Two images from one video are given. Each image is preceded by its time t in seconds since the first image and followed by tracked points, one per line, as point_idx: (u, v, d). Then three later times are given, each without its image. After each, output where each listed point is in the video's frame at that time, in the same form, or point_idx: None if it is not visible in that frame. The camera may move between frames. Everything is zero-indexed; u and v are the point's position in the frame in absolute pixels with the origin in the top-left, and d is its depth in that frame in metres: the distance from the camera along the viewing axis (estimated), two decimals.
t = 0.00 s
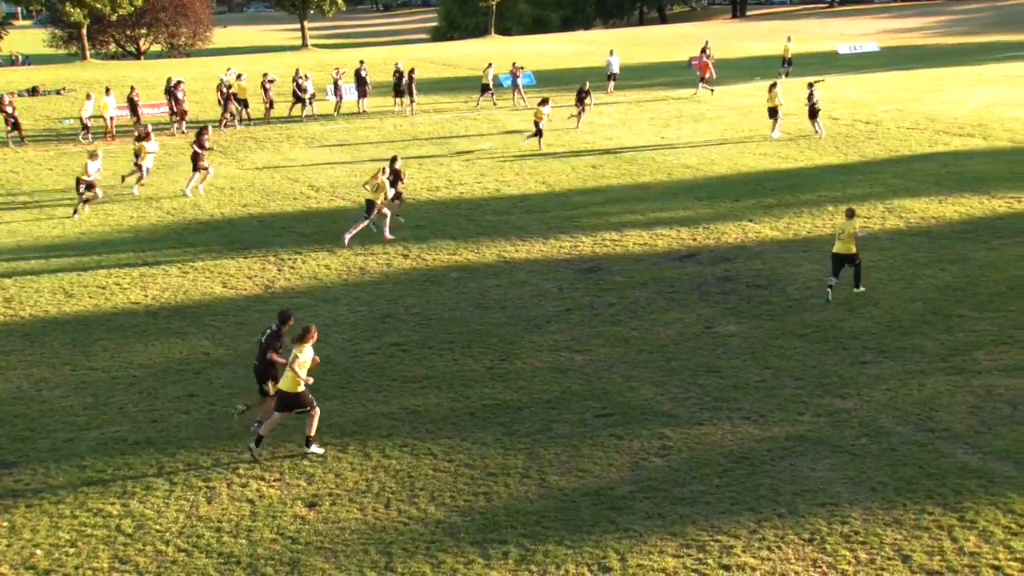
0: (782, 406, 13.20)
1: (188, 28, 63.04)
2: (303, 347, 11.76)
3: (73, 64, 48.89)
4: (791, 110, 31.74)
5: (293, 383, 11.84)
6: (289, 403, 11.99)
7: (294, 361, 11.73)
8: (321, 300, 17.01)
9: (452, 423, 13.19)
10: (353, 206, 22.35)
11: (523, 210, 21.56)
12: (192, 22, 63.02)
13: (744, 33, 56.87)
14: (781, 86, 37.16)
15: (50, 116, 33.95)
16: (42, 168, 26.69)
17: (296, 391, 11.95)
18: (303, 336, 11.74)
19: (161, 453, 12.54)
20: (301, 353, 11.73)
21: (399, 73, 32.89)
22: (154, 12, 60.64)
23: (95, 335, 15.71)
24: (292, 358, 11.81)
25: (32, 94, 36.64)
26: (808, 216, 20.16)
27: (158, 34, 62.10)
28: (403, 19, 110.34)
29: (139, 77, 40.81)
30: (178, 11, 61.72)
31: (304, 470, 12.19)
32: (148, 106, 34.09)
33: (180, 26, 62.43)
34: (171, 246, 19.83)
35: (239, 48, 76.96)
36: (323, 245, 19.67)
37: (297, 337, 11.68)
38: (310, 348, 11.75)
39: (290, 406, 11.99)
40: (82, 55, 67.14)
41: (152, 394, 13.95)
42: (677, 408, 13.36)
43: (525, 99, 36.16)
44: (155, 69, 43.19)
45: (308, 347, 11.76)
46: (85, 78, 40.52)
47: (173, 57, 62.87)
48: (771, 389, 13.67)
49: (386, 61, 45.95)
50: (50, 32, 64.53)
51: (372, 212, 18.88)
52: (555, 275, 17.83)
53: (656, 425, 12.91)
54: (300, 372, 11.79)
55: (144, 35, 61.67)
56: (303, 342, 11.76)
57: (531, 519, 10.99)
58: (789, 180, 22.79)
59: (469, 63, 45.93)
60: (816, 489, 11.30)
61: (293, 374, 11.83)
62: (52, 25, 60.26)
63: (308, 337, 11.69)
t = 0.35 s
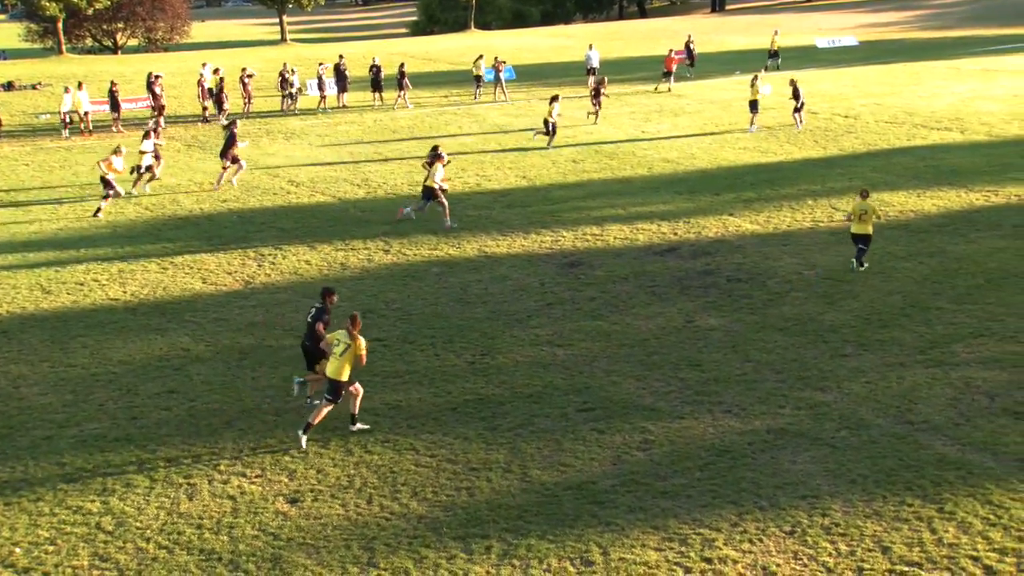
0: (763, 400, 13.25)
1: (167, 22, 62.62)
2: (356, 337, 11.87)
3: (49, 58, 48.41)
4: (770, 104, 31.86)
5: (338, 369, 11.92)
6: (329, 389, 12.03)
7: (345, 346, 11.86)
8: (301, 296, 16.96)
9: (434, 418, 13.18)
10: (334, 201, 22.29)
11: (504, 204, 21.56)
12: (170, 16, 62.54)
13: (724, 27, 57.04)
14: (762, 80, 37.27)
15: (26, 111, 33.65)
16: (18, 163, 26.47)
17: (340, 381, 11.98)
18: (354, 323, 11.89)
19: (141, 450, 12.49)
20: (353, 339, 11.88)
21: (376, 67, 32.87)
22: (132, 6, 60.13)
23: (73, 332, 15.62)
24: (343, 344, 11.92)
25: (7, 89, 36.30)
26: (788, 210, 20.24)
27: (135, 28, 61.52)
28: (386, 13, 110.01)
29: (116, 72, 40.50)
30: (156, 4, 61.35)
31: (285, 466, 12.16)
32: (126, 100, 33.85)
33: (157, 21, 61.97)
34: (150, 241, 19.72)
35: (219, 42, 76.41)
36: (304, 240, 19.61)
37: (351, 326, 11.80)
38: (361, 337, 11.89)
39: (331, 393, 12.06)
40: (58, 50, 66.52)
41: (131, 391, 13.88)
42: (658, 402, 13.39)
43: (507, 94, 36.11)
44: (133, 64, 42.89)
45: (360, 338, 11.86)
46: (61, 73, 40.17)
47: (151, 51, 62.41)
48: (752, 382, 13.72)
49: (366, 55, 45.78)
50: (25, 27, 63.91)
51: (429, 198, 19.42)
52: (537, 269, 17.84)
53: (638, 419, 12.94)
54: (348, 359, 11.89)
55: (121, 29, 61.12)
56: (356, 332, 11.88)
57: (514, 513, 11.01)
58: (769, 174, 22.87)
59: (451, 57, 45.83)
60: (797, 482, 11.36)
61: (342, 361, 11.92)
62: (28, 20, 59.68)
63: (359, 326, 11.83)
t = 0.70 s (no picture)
0: (758, 394, 13.27)
1: (161, 17, 62.50)
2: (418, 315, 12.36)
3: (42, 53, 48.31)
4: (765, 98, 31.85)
5: (406, 348, 12.50)
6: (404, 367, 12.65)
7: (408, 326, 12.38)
8: (296, 291, 16.93)
9: (429, 413, 13.18)
10: (328, 196, 22.25)
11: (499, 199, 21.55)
12: (163, 10, 62.41)
13: (720, 22, 57.04)
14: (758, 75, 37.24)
15: (19, 106, 33.55)
16: (11, 158, 26.40)
17: (410, 357, 12.56)
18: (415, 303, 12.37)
19: (136, 445, 12.48)
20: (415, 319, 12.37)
21: (369, 62, 32.80)
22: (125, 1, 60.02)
23: (68, 327, 15.60)
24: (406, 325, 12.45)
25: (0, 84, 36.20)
26: (783, 205, 20.25)
27: (129, 22, 61.57)
28: (381, 8, 109.85)
29: (110, 67, 40.40)
30: None
31: (280, 461, 12.15)
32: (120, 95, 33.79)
33: (150, 16, 61.88)
34: (143, 237, 19.68)
35: (213, 37, 76.25)
36: (298, 235, 19.58)
37: (411, 307, 12.26)
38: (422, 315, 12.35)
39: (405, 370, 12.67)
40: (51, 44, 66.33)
41: (126, 386, 13.87)
42: (652, 397, 13.40)
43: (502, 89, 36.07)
44: (126, 59, 42.79)
45: (421, 316, 12.34)
46: (54, 67, 40.05)
47: (145, 46, 62.31)
48: (747, 376, 13.73)
49: (360, 50, 45.70)
50: (18, 22, 63.74)
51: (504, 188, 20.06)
52: (532, 264, 17.83)
53: (632, 414, 12.94)
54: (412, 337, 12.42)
55: (115, 24, 60.99)
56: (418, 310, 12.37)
57: (508, 508, 11.02)
58: (763, 169, 22.87)
59: (446, 52, 45.79)
60: (791, 476, 11.37)
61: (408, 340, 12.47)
62: (21, 15, 59.53)
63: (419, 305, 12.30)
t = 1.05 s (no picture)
0: (741, 392, 13.30)
1: (141, 15, 62.27)
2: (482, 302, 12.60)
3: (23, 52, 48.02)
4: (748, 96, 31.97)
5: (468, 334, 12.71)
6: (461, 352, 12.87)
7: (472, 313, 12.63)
8: (278, 291, 16.88)
9: (413, 413, 13.15)
10: (310, 195, 22.20)
11: (482, 198, 21.55)
12: (144, 8, 62.17)
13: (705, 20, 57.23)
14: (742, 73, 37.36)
15: None
16: None
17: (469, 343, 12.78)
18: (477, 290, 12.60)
19: (118, 447, 12.41)
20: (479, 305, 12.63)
21: (352, 60, 32.72)
22: None
23: (49, 328, 15.50)
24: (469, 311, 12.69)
25: None
26: (765, 203, 20.32)
27: (111, 21, 61.19)
28: (366, 7, 109.71)
29: (90, 66, 40.20)
30: None
31: (263, 461, 12.10)
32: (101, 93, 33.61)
33: (131, 14, 61.69)
34: (124, 236, 19.58)
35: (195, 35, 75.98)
36: (281, 235, 19.52)
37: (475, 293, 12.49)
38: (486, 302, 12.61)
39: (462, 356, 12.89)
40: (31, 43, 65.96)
41: (107, 387, 13.80)
42: (636, 395, 13.42)
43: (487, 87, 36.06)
44: (107, 58, 42.58)
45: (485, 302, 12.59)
46: (34, 66, 39.81)
47: (125, 44, 62.09)
48: (730, 374, 13.76)
49: (344, 49, 45.61)
50: None
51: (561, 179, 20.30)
52: (515, 263, 17.83)
53: (616, 412, 12.96)
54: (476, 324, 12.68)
55: (95, 22, 60.72)
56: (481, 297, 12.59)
57: (493, 507, 11.01)
58: (745, 167, 22.94)
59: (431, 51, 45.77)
60: (775, 473, 11.41)
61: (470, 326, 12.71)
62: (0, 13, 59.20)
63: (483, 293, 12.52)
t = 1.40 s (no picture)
0: (703, 390, 13.37)
1: (97, 15, 61.53)
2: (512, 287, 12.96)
3: None
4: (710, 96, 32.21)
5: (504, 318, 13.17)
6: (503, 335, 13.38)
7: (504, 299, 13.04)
8: (239, 293, 16.75)
9: (376, 414, 13.10)
10: (271, 196, 22.06)
11: (444, 198, 21.52)
12: (100, 9, 61.43)
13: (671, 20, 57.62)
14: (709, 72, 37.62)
15: None
16: None
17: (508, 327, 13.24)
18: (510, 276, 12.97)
19: (76, 452, 12.24)
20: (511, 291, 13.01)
21: (313, 60, 32.55)
22: None
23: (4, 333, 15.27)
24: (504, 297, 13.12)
25: None
26: (726, 201, 20.47)
27: (64, 21, 60.56)
28: (332, 6, 109.27)
29: (46, 67, 39.64)
30: None
31: (225, 465, 11.99)
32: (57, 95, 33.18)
33: (86, 15, 60.95)
34: (80, 239, 19.34)
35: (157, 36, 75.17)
36: (242, 236, 19.37)
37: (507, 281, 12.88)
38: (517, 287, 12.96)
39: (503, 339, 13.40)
40: None
41: (64, 392, 13.61)
42: (599, 394, 13.46)
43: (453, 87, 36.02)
44: (64, 59, 42.00)
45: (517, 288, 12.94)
46: None
47: (82, 45, 61.34)
48: (692, 372, 13.84)
49: (308, 49, 45.36)
50: None
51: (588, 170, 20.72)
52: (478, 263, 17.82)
53: (579, 411, 12.98)
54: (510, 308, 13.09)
55: (49, 22, 59.86)
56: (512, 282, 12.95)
57: (456, 508, 10.98)
58: (705, 166, 23.10)
59: (397, 51, 45.65)
60: (736, 470, 11.48)
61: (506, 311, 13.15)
62: None
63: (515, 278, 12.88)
